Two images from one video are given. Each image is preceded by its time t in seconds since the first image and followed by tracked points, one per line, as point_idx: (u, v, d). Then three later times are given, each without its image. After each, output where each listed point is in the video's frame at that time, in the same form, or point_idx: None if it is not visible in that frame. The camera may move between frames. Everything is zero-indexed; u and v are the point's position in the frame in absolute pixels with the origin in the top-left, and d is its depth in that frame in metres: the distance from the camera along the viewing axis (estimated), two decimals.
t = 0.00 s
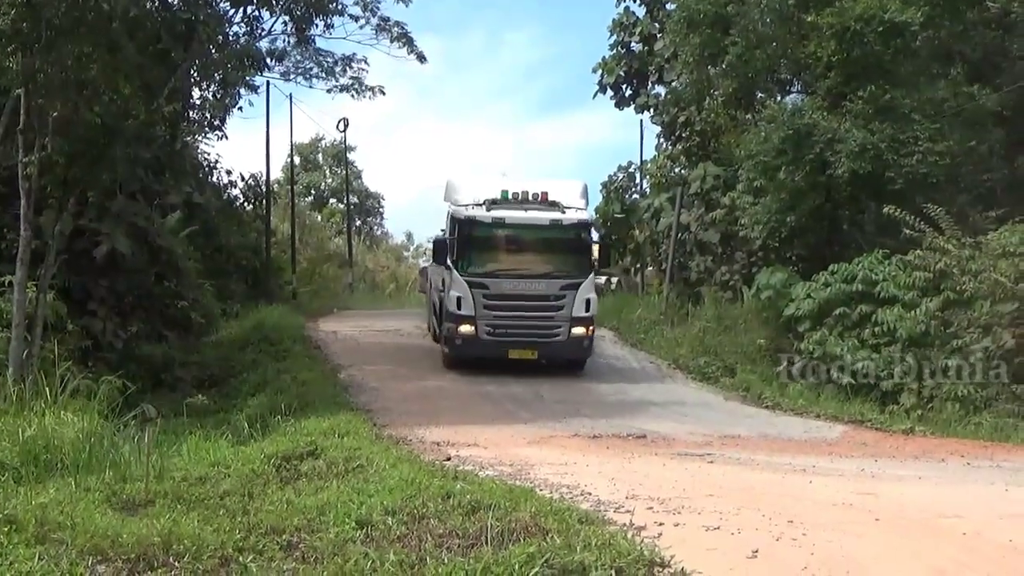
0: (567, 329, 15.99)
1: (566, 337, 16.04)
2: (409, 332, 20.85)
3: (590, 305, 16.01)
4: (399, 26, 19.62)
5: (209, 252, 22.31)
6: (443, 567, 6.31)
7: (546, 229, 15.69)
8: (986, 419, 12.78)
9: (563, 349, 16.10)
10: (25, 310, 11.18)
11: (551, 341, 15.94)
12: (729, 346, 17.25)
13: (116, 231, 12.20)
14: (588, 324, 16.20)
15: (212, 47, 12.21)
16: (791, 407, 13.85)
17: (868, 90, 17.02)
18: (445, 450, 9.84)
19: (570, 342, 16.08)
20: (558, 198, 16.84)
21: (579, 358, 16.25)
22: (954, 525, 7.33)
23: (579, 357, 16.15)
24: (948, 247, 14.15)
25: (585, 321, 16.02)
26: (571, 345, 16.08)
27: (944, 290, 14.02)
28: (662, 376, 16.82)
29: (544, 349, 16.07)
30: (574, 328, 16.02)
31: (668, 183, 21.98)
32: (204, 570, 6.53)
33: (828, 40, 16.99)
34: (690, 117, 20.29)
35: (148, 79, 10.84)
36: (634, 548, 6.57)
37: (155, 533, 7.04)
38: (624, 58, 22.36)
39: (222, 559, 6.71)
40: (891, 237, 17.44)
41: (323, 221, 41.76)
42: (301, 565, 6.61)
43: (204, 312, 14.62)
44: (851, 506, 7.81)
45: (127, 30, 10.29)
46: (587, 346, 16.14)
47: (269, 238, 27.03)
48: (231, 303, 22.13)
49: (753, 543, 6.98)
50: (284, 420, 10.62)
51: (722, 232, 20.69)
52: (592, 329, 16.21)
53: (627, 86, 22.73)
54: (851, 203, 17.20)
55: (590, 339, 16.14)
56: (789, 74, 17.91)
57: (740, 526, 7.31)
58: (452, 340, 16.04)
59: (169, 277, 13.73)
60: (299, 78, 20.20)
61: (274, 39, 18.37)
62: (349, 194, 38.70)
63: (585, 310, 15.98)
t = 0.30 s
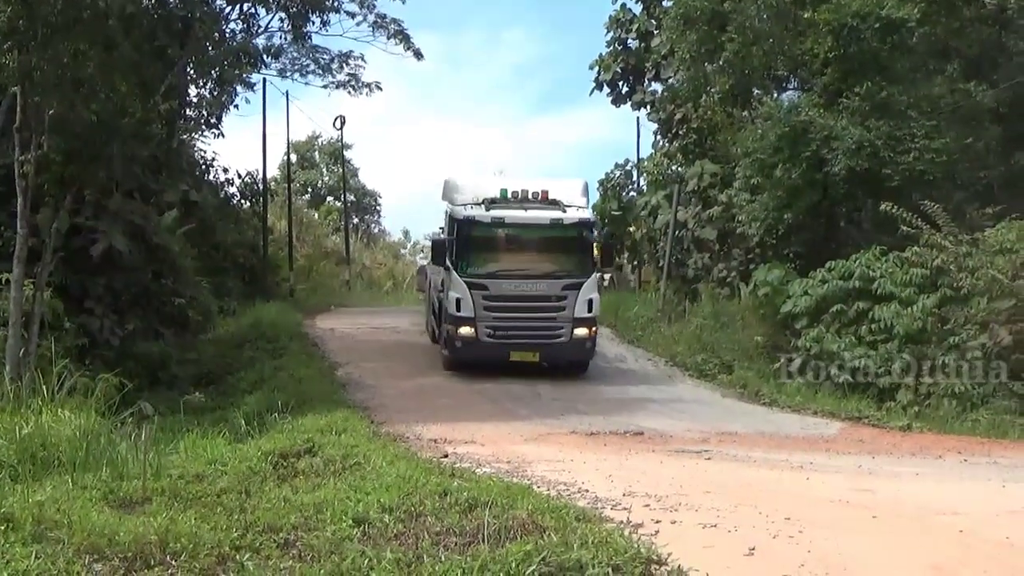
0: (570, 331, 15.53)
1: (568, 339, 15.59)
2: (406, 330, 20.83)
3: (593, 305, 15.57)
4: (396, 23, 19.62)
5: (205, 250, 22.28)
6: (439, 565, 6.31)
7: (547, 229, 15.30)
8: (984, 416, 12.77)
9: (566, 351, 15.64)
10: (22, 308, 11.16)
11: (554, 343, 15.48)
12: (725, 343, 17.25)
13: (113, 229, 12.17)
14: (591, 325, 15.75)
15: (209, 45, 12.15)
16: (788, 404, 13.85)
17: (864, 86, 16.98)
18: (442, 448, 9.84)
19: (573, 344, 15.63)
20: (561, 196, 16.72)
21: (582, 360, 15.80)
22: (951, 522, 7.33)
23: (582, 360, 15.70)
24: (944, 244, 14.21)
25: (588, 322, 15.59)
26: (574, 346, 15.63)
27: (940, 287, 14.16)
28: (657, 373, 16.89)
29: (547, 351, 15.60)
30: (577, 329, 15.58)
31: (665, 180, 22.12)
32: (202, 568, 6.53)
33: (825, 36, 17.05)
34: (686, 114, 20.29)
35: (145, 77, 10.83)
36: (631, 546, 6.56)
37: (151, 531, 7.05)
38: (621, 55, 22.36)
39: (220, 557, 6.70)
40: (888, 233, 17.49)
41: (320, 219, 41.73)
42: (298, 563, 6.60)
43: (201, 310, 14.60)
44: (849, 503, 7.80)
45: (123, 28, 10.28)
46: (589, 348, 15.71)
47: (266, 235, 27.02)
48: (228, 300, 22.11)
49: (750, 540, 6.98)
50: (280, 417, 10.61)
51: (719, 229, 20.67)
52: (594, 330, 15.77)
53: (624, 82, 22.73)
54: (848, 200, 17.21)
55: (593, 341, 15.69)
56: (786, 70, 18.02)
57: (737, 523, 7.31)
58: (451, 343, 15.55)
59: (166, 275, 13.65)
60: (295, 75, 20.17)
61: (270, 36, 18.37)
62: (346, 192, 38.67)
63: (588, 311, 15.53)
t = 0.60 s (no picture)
0: (577, 335, 14.99)
1: (575, 344, 15.04)
2: (404, 328, 20.84)
3: (601, 309, 15.02)
4: (394, 21, 19.60)
5: (202, 247, 22.24)
6: (437, 563, 6.32)
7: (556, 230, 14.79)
8: (981, 415, 12.78)
9: (572, 356, 15.08)
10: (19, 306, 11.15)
11: (559, 347, 14.94)
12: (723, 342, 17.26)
13: (111, 226, 12.18)
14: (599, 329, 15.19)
15: (206, 42, 12.29)
16: (785, 403, 13.86)
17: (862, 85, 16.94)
18: (440, 446, 9.83)
19: (579, 349, 15.06)
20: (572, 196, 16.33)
21: (588, 365, 15.23)
22: (947, 521, 7.33)
23: (588, 365, 15.13)
24: (942, 243, 14.26)
25: (595, 326, 15.01)
26: (580, 351, 15.06)
27: (937, 286, 14.22)
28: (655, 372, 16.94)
29: (552, 355, 15.06)
30: (584, 333, 15.03)
31: (663, 179, 22.11)
32: (199, 566, 6.54)
33: (823, 35, 17.05)
34: (685, 112, 20.32)
35: (143, 75, 10.82)
36: (628, 545, 6.56)
37: (149, 528, 7.06)
38: (618, 53, 22.37)
39: (217, 555, 6.71)
40: (885, 233, 17.47)
41: (317, 217, 41.74)
42: (295, 561, 6.60)
43: (199, 308, 14.58)
44: (847, 502, 7.79)
45: (121, 26, 10.28)
46: (597, 353, 15.09)
47: (263, 233, 27.02)
48: (226, 298, 22.09)
49: (747, 539, 6.97)
50: (278, 415, 10.61)
51: (716, 228, 20.67)
52: (602, 335, 15.19)
53: (622, 81, 22.72)
54: (845, 199, 17.23)
55: (601, 346, 15.12)
56: (783, 70, 17.97)
57: (734, 522, 7.30)
58: (454, 344, 15.03)
59: (163, 272, 13.63)
60: (292, 72, 20.16)
61: (268, 34, 18.36)
62: (343, 190, 38.68)
63: (596, 315, 14.98)
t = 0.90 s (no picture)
0: (580, 338, 14.66)
1: (578, 347, 14.70)
2: (401, 325, 20.84)
3: (605, 312, 14.70)
4: (391, 18, 19.60)
5: (200, 244, 22.23)
6: (434, 559, 6.33)
7: (558, 231, 14.44)
8: (977, 413, 12.81)
9: (575, 360, 14.75)
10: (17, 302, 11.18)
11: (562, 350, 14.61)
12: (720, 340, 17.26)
13: (108, 224, 12.21)
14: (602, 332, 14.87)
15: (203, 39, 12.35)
16: (781, 401, 13.87)
17: (859, 84, 17.00)
18: (437, 444, 9.84)
19: (582, 352, 14.73)
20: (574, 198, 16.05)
21: (592, 369, 14.90)
22: (943, 519, 7.35)
23: (592, 369, 14.81)
24: (939, 241, 14.27)
25: (599, 329, 14.69)
26: (584, 355, 14.73)
27: (934, 284, 14.16)
28: (651, 370, 16.96)
29: (555, 359, 14.71)
30: (587, 336, 14.69)
31: (660, 176, 22.12)
32: (196, 562, 6.55)
33: (821, 33, 17.06)
34: (682, 111, 20.38)
35: (141, 72, 10.82)
36: (625, 542, 6.58)
37: (146, 526, 7.09)
38: (616, 51, 22.39)
39: (214, 552, 6.72)
40: (882, 231, 17.48)
41: (314, 214, 41.73)
42: (293, 557, 6.61)
43: (196, 305, 14.58)
44: (843, 500, 7.80)
45: (119, 23, 10.29)
46: (600, 356, 14.79)
47: (260, 230, 27.02)
48: (223, 295, 22.08)
49: (744, 536, 6.99)
50: (275, 413, 10.61)
51: (713, 226, 20.70)
52: (605, 338, 14.88)
53: (619, 79, 22.73)
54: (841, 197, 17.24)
55: (605, 349, 14.80)
56: (781, 68, 17.94)
57: (730, 519, 7.32)
58: (455, 349, 14.66)
59: (160, 269, 13.58)
60: (289, 70, 20.16)
61: (265, 31, 18.36)
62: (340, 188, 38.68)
63: (600, 317, 14.66)
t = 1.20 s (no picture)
0: (586, 341, 14.23)
1: (584, 351, 14.26)
2: (397, 323, 20.83)
3: (612, 314, 14.27)
4: (388, 14, 19.59)
5: (197, 241, 22.20)
6: (430, 557, 6.33)
7: (565, 231, 14.00)
8: (973, 412, 12.83)
9: (581, 364, 14.32)
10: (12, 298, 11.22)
11: (567, 354, 14.19)
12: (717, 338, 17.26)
13: (105, 220, 12.18)
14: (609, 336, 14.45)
15: (200, 35, 12.27)
16: (777, 400, 13.87)
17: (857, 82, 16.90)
18: (433, 441, 9.84)
19: (588, 356, 14.31)
20: (580, 197, 15.70)
21: (598, 373, 14.47)
22: (938, 518, 7.34)
23: (599, 373, 14.38)
24: (935, 240, 14.38)
25: (606, 332, 14.25)
26: (590, 359, 14.31)
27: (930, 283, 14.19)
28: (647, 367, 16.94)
29: (560, 363, 14.28)
30: (593, 339, 14.27)
31: (658, 175, 22.28)
32: (192, 559, 6.55)
33: (818, 32, 17.07)
34: (679, 109, 20.48)
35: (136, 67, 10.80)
36: (620, 540, 6.57)
37: (141, 522, 7.09)
38: (613, 49, 22.39)
39: (210, 548, 6.72)
40: (878, 230, 17.48)
41: (310, 211, 41.73)
42: (288, 555, 6.60)
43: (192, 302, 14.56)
44: (839, 498, 7.81)
45: (115, 19, 10.27)
46: (606, 361, 14.35)
47: (256, 227, 27.01)
48: (219, 292, 22.07)
49: (739, 535, 6.98)
50: (271, 409, 10.60)
51: (710, 224, 20.69)
52: (612, 342, 14.44)
53: (616, 77, 22.74)
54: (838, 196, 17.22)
55: (611, 353, 14.38)
56: (778, 66, 17.95)
57: (725, 518, 7.31)
58: (457, 353, 14.23)
59: (157, 266, 13.51)
60: (287, 66, 20.16)
61: (262, 27, 18.34)
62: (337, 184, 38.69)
63: (607, 320, 14.22)
